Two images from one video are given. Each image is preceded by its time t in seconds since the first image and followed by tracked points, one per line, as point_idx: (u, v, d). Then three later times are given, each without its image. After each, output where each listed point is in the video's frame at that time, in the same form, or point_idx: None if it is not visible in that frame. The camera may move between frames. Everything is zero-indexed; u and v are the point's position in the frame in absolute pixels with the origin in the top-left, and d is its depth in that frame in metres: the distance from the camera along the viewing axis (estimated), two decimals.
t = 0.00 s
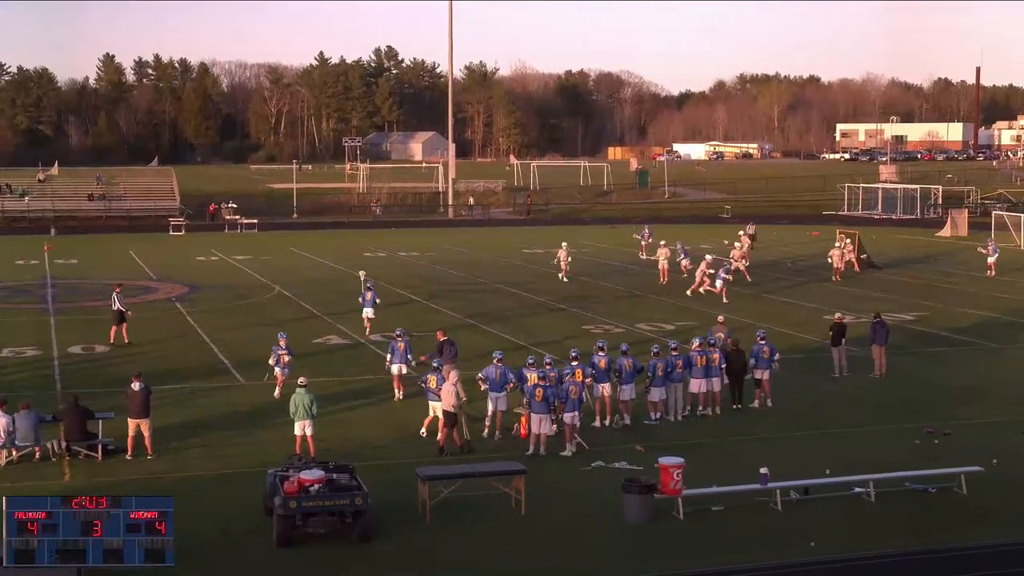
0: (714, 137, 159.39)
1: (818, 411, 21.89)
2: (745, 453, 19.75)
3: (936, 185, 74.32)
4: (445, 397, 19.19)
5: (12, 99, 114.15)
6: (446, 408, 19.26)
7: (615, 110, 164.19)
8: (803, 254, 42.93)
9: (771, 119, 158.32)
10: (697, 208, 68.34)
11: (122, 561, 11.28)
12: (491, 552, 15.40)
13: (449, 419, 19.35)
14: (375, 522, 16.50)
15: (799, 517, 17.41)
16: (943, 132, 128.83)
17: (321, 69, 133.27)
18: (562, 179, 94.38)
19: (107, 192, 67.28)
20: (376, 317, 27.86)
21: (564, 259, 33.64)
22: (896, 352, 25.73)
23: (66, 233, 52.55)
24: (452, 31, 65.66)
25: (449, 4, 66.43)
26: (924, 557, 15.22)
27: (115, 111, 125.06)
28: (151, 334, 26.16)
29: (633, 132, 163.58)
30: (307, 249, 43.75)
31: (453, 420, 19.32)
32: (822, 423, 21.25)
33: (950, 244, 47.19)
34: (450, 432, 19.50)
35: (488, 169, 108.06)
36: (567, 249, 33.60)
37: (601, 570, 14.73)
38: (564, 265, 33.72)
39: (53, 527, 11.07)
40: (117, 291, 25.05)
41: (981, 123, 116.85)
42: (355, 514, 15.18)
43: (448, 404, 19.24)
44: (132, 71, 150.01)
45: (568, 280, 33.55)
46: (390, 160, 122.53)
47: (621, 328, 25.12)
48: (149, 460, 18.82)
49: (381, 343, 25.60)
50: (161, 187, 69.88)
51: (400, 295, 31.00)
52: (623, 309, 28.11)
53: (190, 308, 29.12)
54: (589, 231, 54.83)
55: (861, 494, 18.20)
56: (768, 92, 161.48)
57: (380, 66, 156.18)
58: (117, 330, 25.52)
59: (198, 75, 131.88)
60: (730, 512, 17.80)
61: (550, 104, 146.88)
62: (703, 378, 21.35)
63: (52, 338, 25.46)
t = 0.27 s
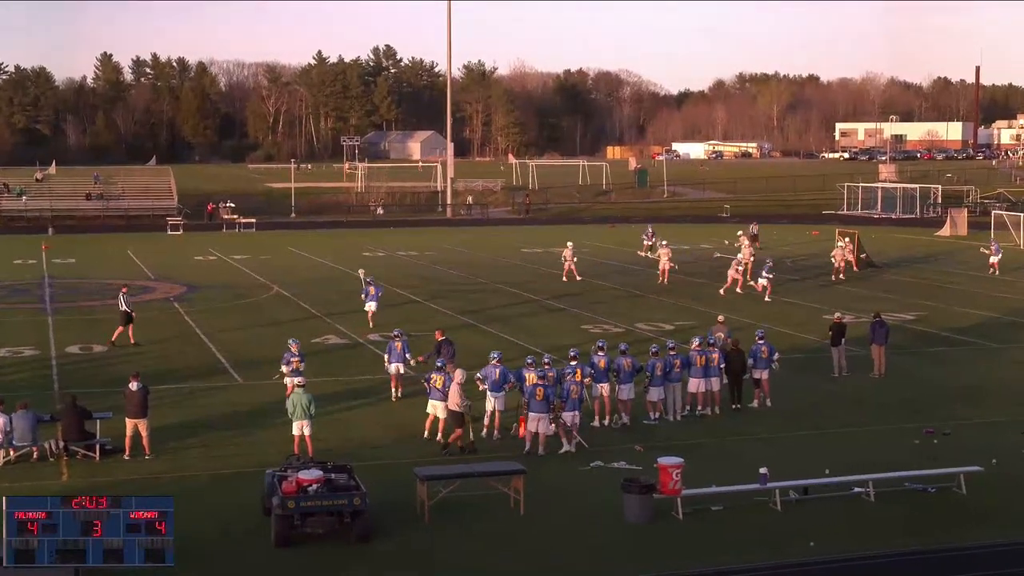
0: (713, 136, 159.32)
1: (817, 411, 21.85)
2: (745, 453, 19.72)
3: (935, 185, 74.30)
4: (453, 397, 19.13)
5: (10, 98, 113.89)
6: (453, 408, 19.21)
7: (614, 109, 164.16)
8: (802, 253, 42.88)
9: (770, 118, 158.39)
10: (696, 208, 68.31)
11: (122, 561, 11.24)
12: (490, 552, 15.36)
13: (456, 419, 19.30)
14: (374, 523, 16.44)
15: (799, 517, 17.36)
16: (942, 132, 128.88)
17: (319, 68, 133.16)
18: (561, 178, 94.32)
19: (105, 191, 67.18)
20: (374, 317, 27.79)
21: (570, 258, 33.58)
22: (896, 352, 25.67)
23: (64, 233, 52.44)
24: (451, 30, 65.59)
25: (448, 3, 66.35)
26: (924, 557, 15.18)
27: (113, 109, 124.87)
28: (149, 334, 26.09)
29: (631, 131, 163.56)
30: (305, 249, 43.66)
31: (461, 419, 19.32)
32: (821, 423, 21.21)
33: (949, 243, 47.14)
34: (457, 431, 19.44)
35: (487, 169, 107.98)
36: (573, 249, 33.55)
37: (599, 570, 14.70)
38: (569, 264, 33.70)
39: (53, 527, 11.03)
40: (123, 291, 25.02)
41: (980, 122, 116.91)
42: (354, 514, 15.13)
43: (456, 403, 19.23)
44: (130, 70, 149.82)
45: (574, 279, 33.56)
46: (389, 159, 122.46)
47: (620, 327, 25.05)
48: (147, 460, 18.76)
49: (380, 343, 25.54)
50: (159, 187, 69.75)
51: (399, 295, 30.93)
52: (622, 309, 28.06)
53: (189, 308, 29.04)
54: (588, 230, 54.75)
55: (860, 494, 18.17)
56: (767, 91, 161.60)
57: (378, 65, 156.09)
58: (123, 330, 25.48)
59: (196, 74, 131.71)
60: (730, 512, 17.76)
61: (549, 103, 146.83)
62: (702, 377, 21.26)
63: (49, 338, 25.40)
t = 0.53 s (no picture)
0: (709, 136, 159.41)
1: (813, 410, 21.84)
2: (742, 453, 19.69)
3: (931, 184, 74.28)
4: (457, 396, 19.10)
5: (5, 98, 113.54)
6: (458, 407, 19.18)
7: (610, 108, 164.05)
8: (799, 252, 42.84)
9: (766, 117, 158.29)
10: (692, 207, 68.26)
11: (122, 561, 11.28)
12: (487, 551, 15.40)
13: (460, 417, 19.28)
14: (371, 522, 16.43)
15: (795, 516, 17.39)
16: (938, 131, 128.93)
17: (315, 67, 133.01)
18: (558, 177, 94.26)
19: (101, 190, 67.05)
20: (370, 316, 27.74)
21: (574, 258, 33.47)
22: (892, 351, 25.67)
23: (60, 233, 52.34)
24: (447, 29, 65.57)
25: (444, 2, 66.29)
26: (919, 556, 15.21)
27: (109, 109, 124.53)
28: (144, 333, 26.05)
29: (628, 130, 163.50)
30: (301, 248, 43.62)
31: (464, 417, 19.26)
32: (818, 422, 21.21)
33: (946, 242, 47.10)
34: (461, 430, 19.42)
35: (483, 168, 107.92)
36: (578, 247, 33.58)
37: (597, 568, 14.72)
38: (574, 263, 33.62)
39: (53, 527, 11.06)
40: (128, 289, 24.96)
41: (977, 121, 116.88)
42: (350, 513, 15.14)
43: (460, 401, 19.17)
44: (126, 69, 149.52)
45: (578, 278, 33.60)
46: (385, 159, 122.32)
47: (617, 326, 25.01)
48: (144, 460, 18.73)
49: (377, 343, 25.50)
50: (156, 186, 69.63)
51: (395, 294, 30.86)
52: (618, 308, 28.06)
53: (185, 308, 28.98)
54: (585, 229, 54.70)
55: (856, 493, 18.19)
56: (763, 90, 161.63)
57: (375, 64, 156.01)
58: (129, 328, 25.42)
59: (192, 73, 131.47)
60: (727, 511, 17.78)
61: (545, 102, 146.68)
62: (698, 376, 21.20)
63: (45, 337, 25.37)
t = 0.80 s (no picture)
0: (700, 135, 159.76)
1: (804, 408, 21.98)
2: (733, 451, 19.81)
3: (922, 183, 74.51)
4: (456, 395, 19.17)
5: None
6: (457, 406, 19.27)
7: (602, 107, 164.35)
8: (790, 251, 43.00)
9: (757, 117, 158.57)
10: (684, 206, 68.44)
11: (123, 561, 11.07)
12: (480, 548, 15.51)
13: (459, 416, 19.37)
14: (364, 521, 16.48)
15: (785, 513, 17.52)
16: (928, 130, 129.41)
17: (308, 66, 133.02)
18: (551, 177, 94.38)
19: (94, 190, 67.06)
20: (363, 315, 27.84)
21: (574, 256, 33.84)
22: (882, 349, 25.83)
23: (53, 232, 52.33)
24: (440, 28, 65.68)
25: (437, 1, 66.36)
26: (908, 552, 15.34)
27: (102, 109, 124.38)
28: (137, 332, 26.12)
29: (619, 130, 163.80)
30: (295, 247, 43.69)
31: (463, 416, 19.35)
32: (809, 420, 21.34)
33: (935, 241, 47.30)
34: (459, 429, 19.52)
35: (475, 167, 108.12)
36: (576, 245, 33.96)
37: (589, 566, 14.83)
38: (573, 263, 33.94)
39: (53, 526, 10.86)
40: (131, 288, 25.04)
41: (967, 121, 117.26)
42: (344, 511, 15.24)
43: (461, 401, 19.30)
44: (120, 69, 149.42)
45: (578, 278, 33.81)
46: (378, 158, 122.41)
47: (609, 325, 25.13)
48: (138, 459, 18.76)
49: (370, 342, 25.58)
50: (149, 185, 69.64)
51: (388, 293, 30.96)
52: (610, 307, 28.18)
53: (179, 307, 29.05)
54: (577, 228, 54.83)
55: (846, 490, 18.33)
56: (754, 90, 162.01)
57: (367, 64, 156.09)
58: (133, 326, 25.48)
59: (186, 72, 131.42)
60: (717, 508, 17.90)
61: (537, 102, 146.86)
62: (689, 374, 21.30)
63: (39, 336, 25.44)
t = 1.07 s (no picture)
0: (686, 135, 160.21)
1: (789, 406, 22.09)
2: (719, 450, 19.91)
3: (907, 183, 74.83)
4: (449, 397, 19.23)
5: None
6: (449, 407, 19.34)
7: (589, 108, 164.77)
8: (775, 251, 43.17)
9: (742, 117, 159.10)
10: (671, 205, 68.63)
11: (122, 561, 11.31)
12: (467, 546, 15.61)
13: (450, 417, 19.43)
14: (351, 521, 16.53)
15: (770, 511, 17.64)
16: (912, 131, 130.08)
17: (296, 66, 133.02)
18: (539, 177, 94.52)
19: (82, 190, 66.98)
20: (351, 315, 27.90)
21: (566, 257, 34.00)
22: (867, 348, 25.97)
23: (41, 232, 52.26)
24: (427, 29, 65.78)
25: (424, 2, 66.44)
26: (893, 549, 15.46)
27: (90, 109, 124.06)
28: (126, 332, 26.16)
29: (606, 130, 164.20)
30: (282, 246, 43.72)
31: (455, 417, 19.41)
32: (794, 419, 21.45)
33: (919, 241, 47.51)
34: (451, 430, 19.58)
35: (462, 167, 108.21)
36: (568, 244, 34.14)
37: (575, 564, 14.93)
38: (565, 263, 34.12)
39: (53, 527, 11.08)
40: (128, 287, 25.18)
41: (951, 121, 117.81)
42: (331, 510, 15.34)
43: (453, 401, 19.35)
44: (108, 69, 149.20)
45: (569, 277, 33.94)
46: (365, 158, 122.46)
47: (595, 324, 25.23)
48: (127, 459, 18.78)
49: (359, 341, 25.64)
50: (137, 185, 69.55)
51: (375, 292, 31.01)
52: (597, 306, 28.29)
53: (168, 306, 29.10)
54: (564, 228, 54.94)
55: (831, 488, 18.46)
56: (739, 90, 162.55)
57: (355, 64, 156.15)
58: (128, 325, 25.62)
59: (174, 72, 131.22)
60: (703, 506, 18.01)
61: (524, 101, 147.08)
62: (675, 373, 21.40)
63: (28, 336, 25.46)
